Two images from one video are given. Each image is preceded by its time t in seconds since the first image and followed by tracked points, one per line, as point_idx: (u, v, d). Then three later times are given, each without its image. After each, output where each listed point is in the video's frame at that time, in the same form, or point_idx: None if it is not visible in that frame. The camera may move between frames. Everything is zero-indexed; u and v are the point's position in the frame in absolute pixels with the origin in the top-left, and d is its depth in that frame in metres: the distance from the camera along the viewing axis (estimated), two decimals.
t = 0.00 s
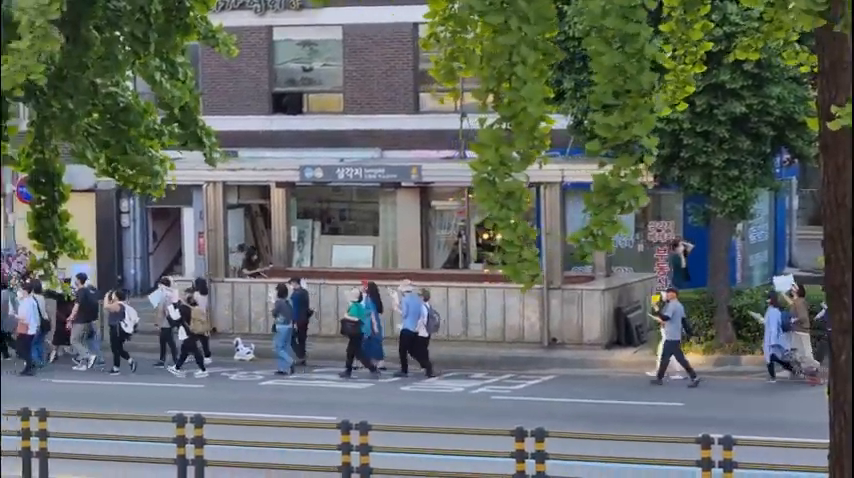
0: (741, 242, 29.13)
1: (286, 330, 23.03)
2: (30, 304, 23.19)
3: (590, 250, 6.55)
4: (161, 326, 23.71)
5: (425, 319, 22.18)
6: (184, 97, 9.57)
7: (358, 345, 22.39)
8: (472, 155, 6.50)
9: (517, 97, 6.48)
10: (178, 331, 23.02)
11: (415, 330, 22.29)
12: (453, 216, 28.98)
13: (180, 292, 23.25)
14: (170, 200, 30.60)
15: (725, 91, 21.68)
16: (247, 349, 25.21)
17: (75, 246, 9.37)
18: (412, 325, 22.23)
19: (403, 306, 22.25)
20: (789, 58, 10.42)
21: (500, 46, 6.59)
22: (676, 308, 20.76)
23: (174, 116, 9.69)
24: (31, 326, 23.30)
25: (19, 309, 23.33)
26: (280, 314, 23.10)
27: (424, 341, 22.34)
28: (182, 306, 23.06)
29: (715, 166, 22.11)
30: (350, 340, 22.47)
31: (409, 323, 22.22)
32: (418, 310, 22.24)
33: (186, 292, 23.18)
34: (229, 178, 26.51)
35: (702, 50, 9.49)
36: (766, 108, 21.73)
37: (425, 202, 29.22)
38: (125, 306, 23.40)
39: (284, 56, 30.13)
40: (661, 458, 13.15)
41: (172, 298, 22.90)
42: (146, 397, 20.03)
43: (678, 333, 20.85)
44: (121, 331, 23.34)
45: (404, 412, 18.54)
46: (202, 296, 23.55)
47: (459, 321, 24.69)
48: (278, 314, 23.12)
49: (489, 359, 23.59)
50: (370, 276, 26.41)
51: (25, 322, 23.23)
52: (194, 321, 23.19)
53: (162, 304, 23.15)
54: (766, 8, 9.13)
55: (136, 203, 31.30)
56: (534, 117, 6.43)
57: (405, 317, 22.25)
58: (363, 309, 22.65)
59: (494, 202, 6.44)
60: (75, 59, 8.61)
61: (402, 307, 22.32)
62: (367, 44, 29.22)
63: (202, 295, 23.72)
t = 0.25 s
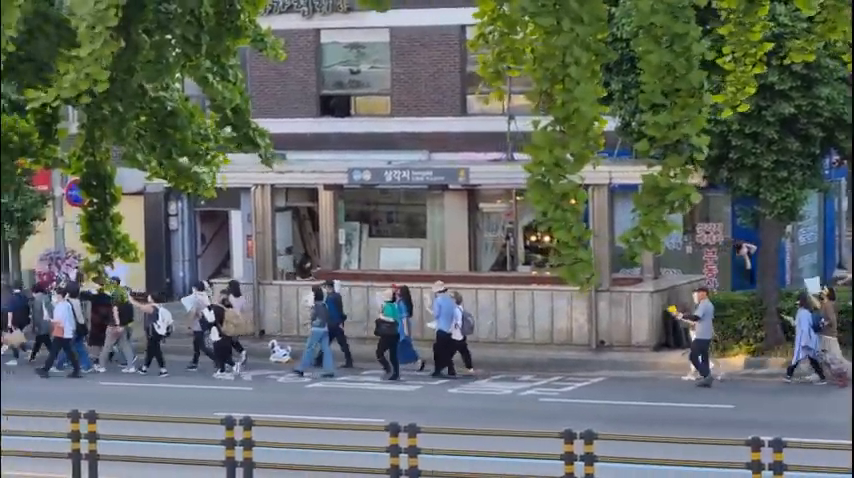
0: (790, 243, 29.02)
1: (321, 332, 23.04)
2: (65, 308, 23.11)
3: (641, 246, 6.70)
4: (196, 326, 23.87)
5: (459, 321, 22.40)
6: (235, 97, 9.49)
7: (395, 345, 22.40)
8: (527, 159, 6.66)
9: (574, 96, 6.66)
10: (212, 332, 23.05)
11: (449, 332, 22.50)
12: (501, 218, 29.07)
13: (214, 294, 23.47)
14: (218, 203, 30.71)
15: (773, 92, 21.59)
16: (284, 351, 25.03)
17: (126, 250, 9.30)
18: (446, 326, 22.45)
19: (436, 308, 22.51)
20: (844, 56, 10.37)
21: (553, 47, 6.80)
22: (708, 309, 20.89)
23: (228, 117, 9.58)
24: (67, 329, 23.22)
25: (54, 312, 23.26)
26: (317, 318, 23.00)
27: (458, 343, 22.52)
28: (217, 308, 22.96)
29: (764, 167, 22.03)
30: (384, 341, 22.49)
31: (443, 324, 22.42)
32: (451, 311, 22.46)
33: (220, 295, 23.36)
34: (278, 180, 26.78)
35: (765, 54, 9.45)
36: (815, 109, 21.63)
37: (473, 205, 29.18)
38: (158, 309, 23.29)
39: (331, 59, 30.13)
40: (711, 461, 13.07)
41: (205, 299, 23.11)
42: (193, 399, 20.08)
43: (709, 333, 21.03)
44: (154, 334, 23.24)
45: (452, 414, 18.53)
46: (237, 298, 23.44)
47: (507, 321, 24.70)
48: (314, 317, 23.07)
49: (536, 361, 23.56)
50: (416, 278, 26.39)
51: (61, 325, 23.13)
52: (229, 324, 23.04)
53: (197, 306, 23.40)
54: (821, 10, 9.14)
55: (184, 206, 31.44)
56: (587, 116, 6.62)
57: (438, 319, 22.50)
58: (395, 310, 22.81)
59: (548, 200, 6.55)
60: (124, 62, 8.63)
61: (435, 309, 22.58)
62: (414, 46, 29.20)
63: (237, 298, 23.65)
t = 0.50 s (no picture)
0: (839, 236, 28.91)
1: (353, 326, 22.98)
2: (97, 303, 23.37)
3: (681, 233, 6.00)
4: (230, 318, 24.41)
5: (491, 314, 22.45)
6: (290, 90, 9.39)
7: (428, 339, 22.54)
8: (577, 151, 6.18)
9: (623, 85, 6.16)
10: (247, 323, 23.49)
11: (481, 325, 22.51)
12: (550, 211, 29.02)
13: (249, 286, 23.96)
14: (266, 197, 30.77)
15: (823, 84, 21.47)
16: (318, 345, 25.15)
17: (179, 241, 9.20)
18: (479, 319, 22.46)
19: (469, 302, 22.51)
20: None
21: (606, 39, 6.35)
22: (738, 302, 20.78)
23: (279, 111, 9.52)
24: (100, 322, 23.50)
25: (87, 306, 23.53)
26: (348, 312, 22.92)
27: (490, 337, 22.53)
28: (253, 301, 23.34)
29: (813, 160, 21.93)
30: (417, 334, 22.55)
31: (476, 318, 22.44)
32: (484, 305, 22.48)
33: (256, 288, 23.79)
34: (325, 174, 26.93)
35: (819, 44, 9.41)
36: None
37: (521, 198, 29.18)
38: (193, 302, 23.69)
39: (378, 53, 30.18)
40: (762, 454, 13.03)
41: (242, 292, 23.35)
42: (242, 392, 20.16)
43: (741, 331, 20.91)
44: (190, 326, 23.65)
45: (501, 408, 18.54)
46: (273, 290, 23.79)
47: (555, 314, 24.62)
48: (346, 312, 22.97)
49: (585, 355, 23.55)
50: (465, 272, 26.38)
51: (93, 319, 23.44)
52: (266, 315, 23.46)
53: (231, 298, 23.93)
54: None
55: (233, 200, 31.48)
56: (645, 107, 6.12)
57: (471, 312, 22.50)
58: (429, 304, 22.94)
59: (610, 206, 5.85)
60: (174, 57, 8.27)
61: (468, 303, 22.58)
62: (462, 40, 29.18)
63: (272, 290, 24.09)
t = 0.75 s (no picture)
0: None
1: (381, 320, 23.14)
2: (123, 299, 23.25)
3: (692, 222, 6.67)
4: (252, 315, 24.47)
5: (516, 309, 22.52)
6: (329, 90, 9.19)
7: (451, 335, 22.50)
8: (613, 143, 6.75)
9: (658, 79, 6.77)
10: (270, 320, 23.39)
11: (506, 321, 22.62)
12: (589, 208, 28.88)
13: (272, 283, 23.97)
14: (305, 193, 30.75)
15: None
16: (344, 341, 24.90)
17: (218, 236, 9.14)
18: (503, 315, 22.57)
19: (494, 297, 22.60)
20: None
21: (643, 35, 6.91)
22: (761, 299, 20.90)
23: (317, 108, 9.14)
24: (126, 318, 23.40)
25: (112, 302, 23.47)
26: (374, 306, 23.12)
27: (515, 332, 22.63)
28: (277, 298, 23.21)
29: None
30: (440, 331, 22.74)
31: (500, 313, 22.55)
32: (509, 300, 22.56)
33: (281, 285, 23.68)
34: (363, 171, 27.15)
35: None
36: None
37: (559, 194, 29.05)
38: (219, 298, 23.66)
39: (418, 49, 30.22)
40: (802, 453, 12.97)
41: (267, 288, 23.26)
42: (280, 387, 20.18)
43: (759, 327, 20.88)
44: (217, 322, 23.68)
45: (540, 404, 18.50)
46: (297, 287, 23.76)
47: (594, 310, 24.61)
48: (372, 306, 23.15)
49: (624, 352, 23.49)
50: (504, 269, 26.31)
51: (119, 315, 23.32)
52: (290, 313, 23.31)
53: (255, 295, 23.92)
54: None
55: (271, 196, 31.62)
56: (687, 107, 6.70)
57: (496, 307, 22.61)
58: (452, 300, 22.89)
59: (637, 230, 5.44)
60: (215, 52, 8.21)
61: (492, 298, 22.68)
62: (502, 36, 29.14)
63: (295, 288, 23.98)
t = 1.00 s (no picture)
0: None
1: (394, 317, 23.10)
2: (137, 294, 23.65)
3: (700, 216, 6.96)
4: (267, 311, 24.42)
5: (526, 306, 22.53)
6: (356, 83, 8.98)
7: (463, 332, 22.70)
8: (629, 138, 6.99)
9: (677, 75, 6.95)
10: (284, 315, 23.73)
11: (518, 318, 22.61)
12: (616, 205, 28.85)
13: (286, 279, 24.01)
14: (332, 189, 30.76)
15: None
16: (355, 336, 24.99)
17: (245, 233, 9.00)
18: (515, 311, 22.57)
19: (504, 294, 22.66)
20: None
21: (664, 30, 7.04)
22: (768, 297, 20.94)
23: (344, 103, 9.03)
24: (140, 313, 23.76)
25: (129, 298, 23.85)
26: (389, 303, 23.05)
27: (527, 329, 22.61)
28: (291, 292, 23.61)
29: None
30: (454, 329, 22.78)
31: (511, 310, 22.57)
32: (519, 297, 22.60)
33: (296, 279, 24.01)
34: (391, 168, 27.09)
35: None
36: None
37: (587, 191, 29.01)
38: (230, 295, 23.73)
39: (445, 46, 30.17)
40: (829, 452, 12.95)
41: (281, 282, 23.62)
42: (307, 384, 20.17)
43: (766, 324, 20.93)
44: (227, 319, 23.75)
45: (567, 402, 18.48)
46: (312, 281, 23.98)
47: (621, 307, 24.55)
48: (387, 303, 23.09)
49: (652, 350, 23.47)
50: (532, 266, 26.29)
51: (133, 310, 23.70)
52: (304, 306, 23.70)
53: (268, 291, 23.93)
54: None
55: (299, 192, 31.54)
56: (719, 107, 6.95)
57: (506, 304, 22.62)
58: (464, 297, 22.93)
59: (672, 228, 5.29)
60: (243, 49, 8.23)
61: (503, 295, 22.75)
62: (530, 32, 29.14)
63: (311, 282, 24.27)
